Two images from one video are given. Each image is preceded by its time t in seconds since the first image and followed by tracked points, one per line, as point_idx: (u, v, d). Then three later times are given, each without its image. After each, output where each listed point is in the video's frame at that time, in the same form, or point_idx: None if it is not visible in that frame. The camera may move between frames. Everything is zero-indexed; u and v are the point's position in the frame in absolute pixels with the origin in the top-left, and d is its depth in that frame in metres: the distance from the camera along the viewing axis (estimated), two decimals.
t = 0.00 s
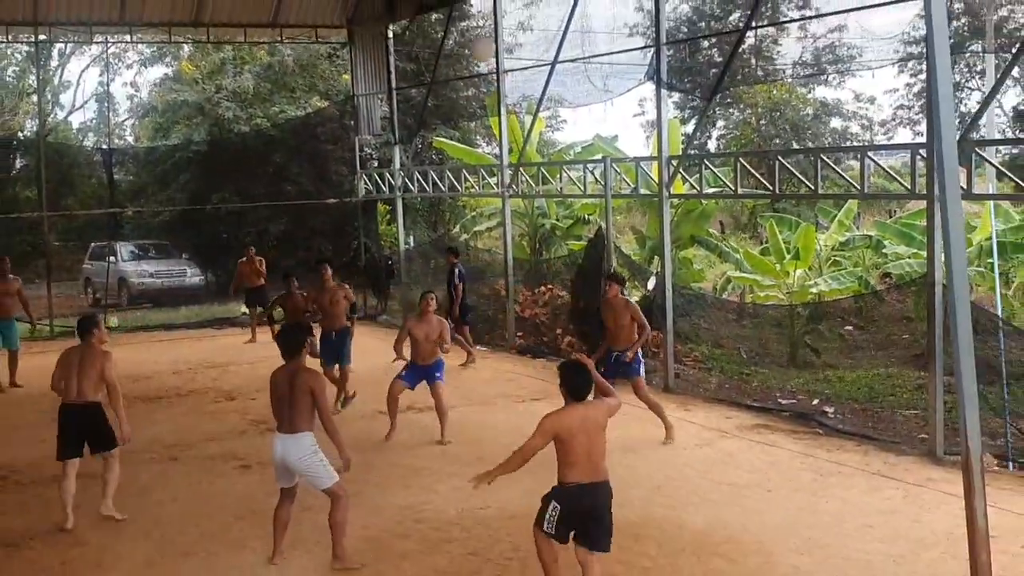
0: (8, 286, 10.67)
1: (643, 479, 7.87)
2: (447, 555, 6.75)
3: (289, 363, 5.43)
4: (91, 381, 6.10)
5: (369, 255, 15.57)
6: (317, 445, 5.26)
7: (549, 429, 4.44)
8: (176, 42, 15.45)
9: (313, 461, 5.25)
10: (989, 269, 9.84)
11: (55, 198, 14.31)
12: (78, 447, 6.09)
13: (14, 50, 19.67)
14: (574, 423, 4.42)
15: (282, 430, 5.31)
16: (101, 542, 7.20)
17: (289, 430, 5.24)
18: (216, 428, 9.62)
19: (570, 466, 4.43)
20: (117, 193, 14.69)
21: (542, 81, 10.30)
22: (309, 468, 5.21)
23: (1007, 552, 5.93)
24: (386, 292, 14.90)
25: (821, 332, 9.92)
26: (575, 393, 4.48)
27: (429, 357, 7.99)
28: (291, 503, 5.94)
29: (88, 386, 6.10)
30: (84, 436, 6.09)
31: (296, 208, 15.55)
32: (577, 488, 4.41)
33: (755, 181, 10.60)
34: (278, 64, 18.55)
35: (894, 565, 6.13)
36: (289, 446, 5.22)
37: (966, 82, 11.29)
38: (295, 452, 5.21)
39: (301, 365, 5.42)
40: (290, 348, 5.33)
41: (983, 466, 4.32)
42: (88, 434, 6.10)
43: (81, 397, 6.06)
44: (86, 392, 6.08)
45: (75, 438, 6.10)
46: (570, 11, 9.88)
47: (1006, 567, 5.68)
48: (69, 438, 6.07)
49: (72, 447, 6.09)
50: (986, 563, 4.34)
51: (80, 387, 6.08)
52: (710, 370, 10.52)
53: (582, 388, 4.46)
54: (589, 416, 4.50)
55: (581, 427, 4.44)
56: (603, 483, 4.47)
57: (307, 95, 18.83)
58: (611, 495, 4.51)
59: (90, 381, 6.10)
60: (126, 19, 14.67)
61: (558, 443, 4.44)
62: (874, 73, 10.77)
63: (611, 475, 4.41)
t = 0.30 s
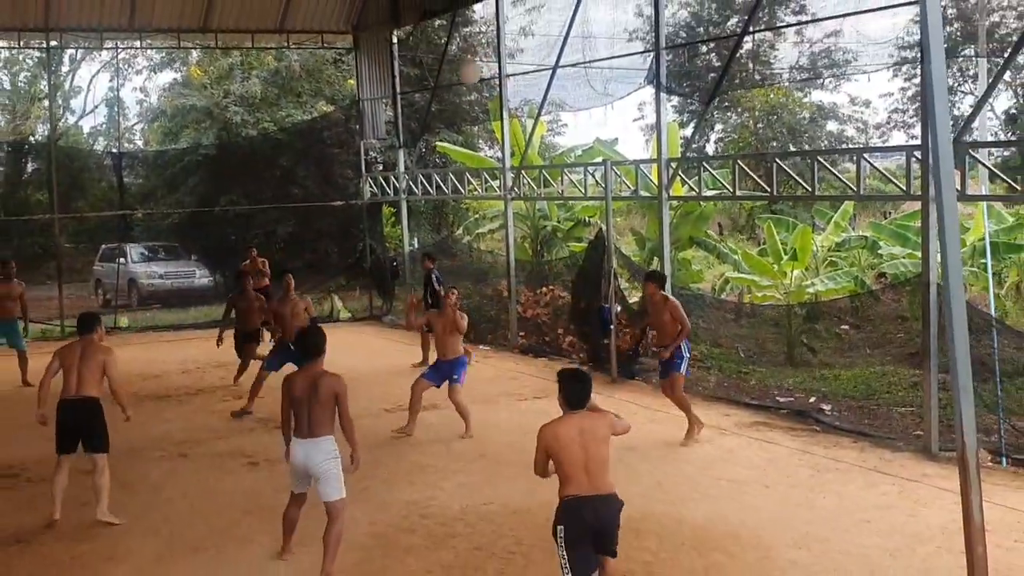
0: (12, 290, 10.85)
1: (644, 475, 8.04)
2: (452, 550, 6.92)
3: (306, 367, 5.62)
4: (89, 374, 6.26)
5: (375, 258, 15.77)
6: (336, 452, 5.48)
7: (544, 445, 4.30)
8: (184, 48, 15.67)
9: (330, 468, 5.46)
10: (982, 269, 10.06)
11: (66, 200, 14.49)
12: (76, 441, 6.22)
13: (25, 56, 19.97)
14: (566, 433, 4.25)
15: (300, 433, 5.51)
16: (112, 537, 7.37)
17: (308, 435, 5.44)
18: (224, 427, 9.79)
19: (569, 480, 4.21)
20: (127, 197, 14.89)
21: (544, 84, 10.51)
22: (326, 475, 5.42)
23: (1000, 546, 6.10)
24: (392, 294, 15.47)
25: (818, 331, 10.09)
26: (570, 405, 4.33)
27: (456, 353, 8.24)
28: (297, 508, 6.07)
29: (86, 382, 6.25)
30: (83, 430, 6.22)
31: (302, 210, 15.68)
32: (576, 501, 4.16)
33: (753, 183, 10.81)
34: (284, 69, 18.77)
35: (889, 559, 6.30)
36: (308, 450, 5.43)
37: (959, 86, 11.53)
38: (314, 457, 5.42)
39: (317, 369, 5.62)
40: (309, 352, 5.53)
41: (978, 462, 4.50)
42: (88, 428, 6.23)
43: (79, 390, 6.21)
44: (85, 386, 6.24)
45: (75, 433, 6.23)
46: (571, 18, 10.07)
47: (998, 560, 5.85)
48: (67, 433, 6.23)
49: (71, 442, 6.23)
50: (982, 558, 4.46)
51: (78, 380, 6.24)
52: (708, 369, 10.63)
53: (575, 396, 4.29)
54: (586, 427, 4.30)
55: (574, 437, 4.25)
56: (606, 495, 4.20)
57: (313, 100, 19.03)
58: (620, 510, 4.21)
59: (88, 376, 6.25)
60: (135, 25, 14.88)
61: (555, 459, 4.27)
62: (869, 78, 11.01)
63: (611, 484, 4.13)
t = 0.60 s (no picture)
0: None
1: (640, 470, 8.11)
2: (449, 542, 6.97)
3: (312, 356, 5.64)
4: (75, 365, 6.31)
5: (371, 253, 15.77)
6: (344, 444, 5.58)
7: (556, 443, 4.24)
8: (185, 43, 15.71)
9: (337, 458, 5.55)
10: (975, 269, 10.15)
11: (65, 194, 14.70)
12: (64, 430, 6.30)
13: (25, 50, 20.04)
14: (578, 433, 4.19)
15: (305, 423, 5.55)
16: (110, 528, 7.41)
17: (317, 425, 5.49)
18: (222, 419, 9.83)
19: (577, 480, 4.15)
20: (125, 190, 15.02)
21: (542, 82, 10.58)
22: (335, 465, 5.51)
23: (993, 541, 6.16)
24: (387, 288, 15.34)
25: (813, 329, 10.40)
26: (584, 406, 4.27)
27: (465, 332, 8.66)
28: (294, 503, 6.06)
29: (74, 372, 6.32)
30: (74, 419, 6.29)
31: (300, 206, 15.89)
32: (583, 501, 4.10)
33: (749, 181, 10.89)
34: (283, 66, 18.84)
35: (882, 553, 6.36)
36: (317, 441, 5.49)
37: (953, 88, 11.62)
38: (324, 448, 5.49)
39: (323, 359, 5.65)
40: (317, 341, 5.55)
41: (974, 457, 4.51)
42: (77, 418, 6.30)
43: (68, 381, 6.28)
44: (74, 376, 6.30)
45: (66, 422, 6.30)
46: (569, 15, 10.12)
47: (990, 555, 5.92)
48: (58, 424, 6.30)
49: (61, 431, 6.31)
50: (977, 552, 4.49)
51: (65, 372, 6.32)
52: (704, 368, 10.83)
53: (590, 396, 4.24)
54: (599, 430, 4.23)
55: (587, 437, 4.19)
56: (614, 500, 4.11)
57: (312, 97, 19.07)
58: (628, 516, 4.12)
59: (77, 367, 6.32)
60: (135, 20, 14.93)
61: (566, 458, 4.20)
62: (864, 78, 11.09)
63: (620, 487, 4.06)
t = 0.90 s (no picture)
0: None
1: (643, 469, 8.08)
2: (450, 541, 6.94)
3: (314, 356, 5.63)
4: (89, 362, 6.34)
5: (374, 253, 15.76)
6: (347, 444, 5.55)
7: (584, 438, 4.14)
8: (188, 43, 15.72)
9: (341, 458, 5.52)
10: (978, 270, 10.13)
11: (67, 193, 14.69)
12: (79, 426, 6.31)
13: (27, 49, 20.09)
14: (608, 429, 4.09)
15: (308, 424, 5.53)
16: (111, 526, 7.40)
17: (320, 424, 5.47)
18: (224, 418, 9.83)
19: (602, 477, 4.05)
20: (129, 189, 14.98)
21: (544, 83, 10.57)
22: (339, 464, 5.48)
23: (997, 542, 6.14)
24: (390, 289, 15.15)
25: (815, 329, 10.17)
26: (615, 402, 4.17)
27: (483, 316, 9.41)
28: (296, 502, 6.03)
29: (87, 368, 6.34)
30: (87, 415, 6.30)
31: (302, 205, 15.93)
32: (608, 499, 4.00)
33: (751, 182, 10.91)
34: (286, 66, 18.84)
35: (886, 554, 6.34)
36: (320, 440, 5.46)
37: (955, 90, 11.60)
38: (328, 446, 5.46)
39: (325, 359, 5.64)
40: (318, 341, 5.54)
41: (979, 456, 4.42)
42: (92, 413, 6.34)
43: (81, 378, 6.31)
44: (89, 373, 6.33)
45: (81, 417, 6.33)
46: (571, 16, 10.15)
47: (994, 556, 5.89)
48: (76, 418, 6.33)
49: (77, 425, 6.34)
50: (982, 551, 4.44)
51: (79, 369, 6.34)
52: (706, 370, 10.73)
53: (621, 392, 4.14)
54: (629, 428, 4.13)
55: (616, 433, 4.09)
56: (641, 500, 4.01)
57: (314, 97, 19.08)
58: (651, 518, 4.02)
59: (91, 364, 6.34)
60: (139, 19, 14.95)
61: (594, 454, 4.09)
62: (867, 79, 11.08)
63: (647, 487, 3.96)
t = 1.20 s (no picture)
0: None
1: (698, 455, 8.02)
2: (504, 522, 6.93)
3: (364, 337, 5.64)
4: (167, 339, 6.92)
5: (427, 237, 15.59)
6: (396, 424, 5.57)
7: (651, 421, 3.99)
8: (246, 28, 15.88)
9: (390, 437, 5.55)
10: None
11: (126, 176, 14.82)
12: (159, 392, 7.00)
13: (89, 33, 20.62)
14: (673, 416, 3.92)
15: (359, 403, 5.53)
16: (170, 502, 7.51)
17: (372, 403, 5.48)
18: (282, 398, 9.94)
19: (667, 464, 3.92)
20: (186, 172, 15.23)
21: (601, 67, 10.52)
22: (390, 444, 5.49)
23: None
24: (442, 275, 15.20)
25: (874, 318, 9.92)
26: (686, 387, 3.98)
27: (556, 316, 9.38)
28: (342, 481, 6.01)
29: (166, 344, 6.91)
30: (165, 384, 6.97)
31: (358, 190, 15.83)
32: (670, 489, 3.87)
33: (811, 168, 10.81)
34: (343, 51, 19.11)
35: (945, 544, 6.22)
36: (371, 419, 5.46)
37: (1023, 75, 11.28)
38: (380, 425, 5.47)
39: (374, 340, 5.65)
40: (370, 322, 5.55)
41: None
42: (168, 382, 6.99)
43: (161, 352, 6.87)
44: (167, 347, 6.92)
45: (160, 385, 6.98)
46: None
47: None
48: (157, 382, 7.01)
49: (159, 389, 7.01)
50: None
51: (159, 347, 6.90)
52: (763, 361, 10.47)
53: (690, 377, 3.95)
54: (698, 415, 3.95)
55: (682, 420, 3.91)
56: (705, 490, 3.87)
57: (370, 82, 19.24)
58: (716, 509, 3.86)
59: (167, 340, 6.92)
60: (198, 5, 15.13)
61: (659, 439, 3.95)
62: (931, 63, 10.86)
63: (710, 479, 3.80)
